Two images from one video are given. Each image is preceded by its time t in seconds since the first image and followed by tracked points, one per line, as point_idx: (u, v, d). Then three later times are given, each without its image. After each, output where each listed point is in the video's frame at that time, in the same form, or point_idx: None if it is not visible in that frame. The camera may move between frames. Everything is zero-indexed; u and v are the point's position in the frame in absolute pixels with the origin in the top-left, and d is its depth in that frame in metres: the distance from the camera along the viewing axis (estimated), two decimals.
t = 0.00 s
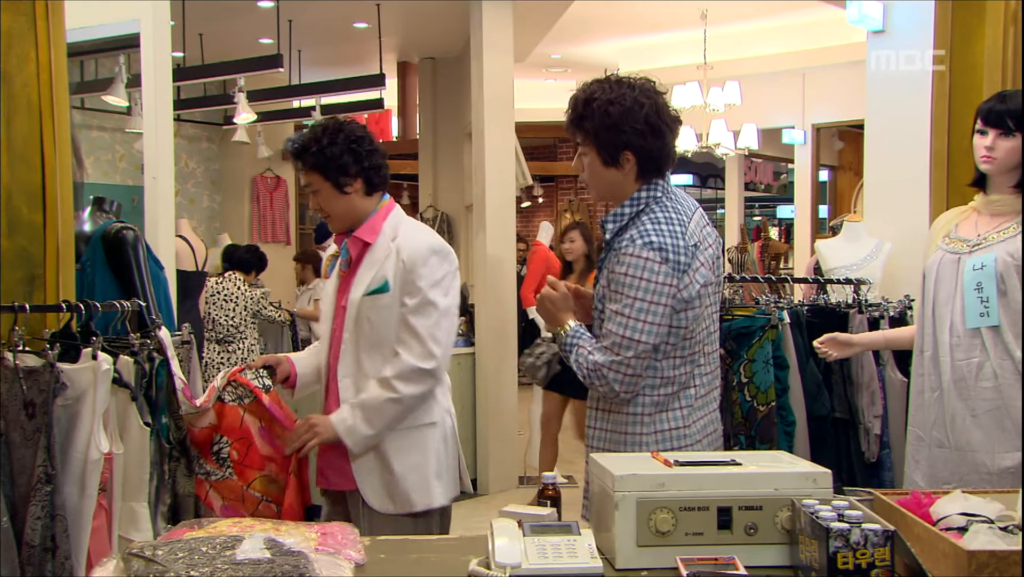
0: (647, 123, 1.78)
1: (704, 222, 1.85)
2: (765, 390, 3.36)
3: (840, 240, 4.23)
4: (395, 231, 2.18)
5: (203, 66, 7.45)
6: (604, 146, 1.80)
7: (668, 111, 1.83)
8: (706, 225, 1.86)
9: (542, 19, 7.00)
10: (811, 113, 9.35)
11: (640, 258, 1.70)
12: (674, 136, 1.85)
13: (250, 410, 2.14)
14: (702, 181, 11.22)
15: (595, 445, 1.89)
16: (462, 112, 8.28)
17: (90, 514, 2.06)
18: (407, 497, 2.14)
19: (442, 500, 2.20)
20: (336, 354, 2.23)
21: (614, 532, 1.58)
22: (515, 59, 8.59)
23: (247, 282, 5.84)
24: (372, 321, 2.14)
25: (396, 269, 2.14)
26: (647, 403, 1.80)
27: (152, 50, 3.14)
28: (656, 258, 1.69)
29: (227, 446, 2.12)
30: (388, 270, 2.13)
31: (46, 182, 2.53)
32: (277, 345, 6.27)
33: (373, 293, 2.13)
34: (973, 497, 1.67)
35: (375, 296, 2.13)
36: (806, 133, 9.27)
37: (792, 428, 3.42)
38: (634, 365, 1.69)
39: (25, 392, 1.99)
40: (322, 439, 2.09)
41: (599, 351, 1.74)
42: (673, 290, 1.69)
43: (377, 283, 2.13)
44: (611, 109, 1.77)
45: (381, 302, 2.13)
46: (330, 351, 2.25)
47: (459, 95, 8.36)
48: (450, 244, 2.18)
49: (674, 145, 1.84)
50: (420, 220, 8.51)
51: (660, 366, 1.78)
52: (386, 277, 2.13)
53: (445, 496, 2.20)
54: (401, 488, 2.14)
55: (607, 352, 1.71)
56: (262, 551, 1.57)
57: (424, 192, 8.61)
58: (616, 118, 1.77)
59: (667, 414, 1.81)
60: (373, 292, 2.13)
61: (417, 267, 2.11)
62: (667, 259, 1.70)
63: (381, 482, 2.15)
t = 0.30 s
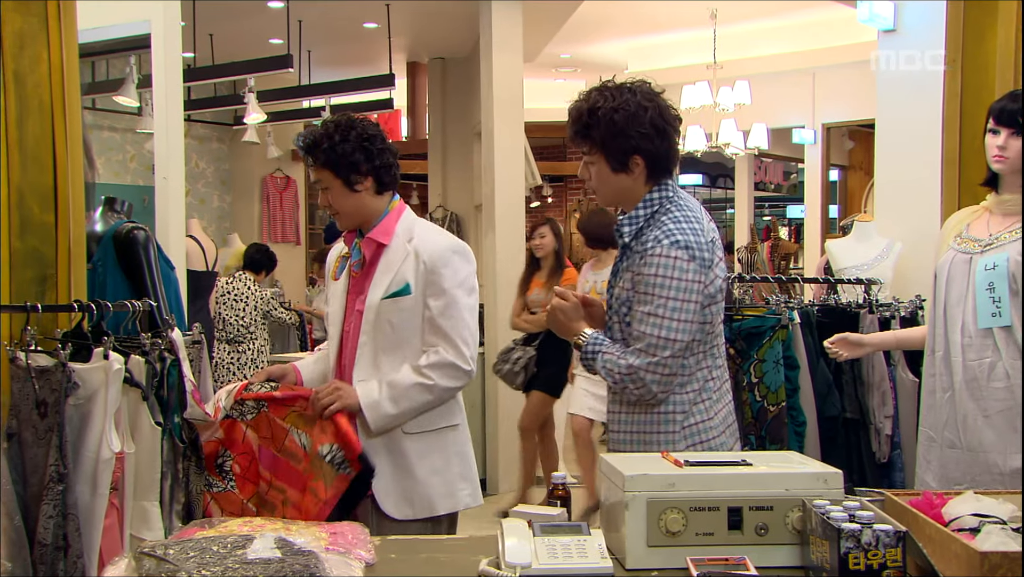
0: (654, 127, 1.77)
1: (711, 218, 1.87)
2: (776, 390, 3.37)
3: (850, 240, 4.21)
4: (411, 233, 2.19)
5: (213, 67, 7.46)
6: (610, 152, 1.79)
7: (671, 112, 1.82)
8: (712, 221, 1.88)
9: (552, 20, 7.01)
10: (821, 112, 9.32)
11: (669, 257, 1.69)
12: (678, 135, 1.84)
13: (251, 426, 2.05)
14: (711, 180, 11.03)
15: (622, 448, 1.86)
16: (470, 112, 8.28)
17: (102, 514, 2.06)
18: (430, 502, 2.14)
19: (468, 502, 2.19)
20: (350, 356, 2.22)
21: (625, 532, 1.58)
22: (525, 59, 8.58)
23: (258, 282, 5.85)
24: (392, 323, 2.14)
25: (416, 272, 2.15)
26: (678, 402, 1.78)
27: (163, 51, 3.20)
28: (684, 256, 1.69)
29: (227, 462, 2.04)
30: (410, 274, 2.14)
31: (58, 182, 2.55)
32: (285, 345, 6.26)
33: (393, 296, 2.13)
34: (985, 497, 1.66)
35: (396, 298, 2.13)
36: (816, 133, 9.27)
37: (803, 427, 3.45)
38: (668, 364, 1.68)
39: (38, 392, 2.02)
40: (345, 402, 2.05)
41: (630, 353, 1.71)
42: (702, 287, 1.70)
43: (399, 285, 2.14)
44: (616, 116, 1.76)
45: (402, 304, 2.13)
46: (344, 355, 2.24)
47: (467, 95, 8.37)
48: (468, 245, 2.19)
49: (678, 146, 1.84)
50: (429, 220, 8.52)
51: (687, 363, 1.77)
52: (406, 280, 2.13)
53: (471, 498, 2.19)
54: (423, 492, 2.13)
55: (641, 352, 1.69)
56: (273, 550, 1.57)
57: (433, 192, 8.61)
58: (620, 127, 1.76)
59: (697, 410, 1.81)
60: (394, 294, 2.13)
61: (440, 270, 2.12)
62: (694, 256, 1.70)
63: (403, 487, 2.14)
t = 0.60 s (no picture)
0: (656, 126, 1.77)
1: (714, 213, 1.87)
2: (782, 390, 3.40)
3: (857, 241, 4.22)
4: (410, 228, 2.21)
5: (220, 67, 7.46)
6: (612, 151, 1.78)
7: (670, 112, 1.81)
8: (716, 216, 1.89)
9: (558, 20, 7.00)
10: (828, 112, 9.31)
11: (679, 249, 1.68)
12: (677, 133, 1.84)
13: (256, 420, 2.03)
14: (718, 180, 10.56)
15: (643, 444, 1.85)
16: (476, 112, 8.29)
17: (109, 513, 2.06)
18: (428, 494, 2.13)
19: (465, 494, 2.18)
20: (351, 350, 2.21)
21: (631, 532, 1.57)
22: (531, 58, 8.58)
23: (264, 282, 5.85)
24: (394, 315, 2.15)
25: (419, 265, 2.17)
26: (695, 396, 1.78)
27: (170, 52, 3.22)
28: (693, 246, 1.69)
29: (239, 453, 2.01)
30: (411, 267, 2.16)
31: (66, 183, 2.55)
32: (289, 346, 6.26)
33: (395, 288, 2.15)
34: (993, 497, 1.65)
35: (399, 290, 2.14)
36: (822, 133, 9.35)
37: (810, 428, 3.45)
38: (683, 355, 1.67)
39: (46, 392, 2.03)
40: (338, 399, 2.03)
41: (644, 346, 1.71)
42: (714, 276, 1.69)
43: (401, 277, 2.15)
44: (618, 115, 1.75)
45: (405, 295, 2.14)
46: (344, 351, 2.23)
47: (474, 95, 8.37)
48: (466, 237, 2.23)
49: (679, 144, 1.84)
50: (435, 220, 8.51)
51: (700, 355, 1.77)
52: (409, 272, 2.15)
53: (468, 490, 2.18)
54: (421, 484, 2.13)
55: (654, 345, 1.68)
56: (280, 550, 1.57)
57: (439, 192, 8.61)
58: (623, 124, 1.75)
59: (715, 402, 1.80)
60: (397, 286, 2.14)
61: (443, 262, 2.15)
62: (703, 247, 1.70)
63: (401, 478, 2.14)
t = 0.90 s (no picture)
0: (621, 130, 1.71)
1: (692, 215, 1.76)
2: (788, 390, 3.38)
3: (860, 240, 4.33)
4: (401, 231, 2.23)
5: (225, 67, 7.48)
6: (576, 152, 1.73)
7: (639, 115, 1.74)
8: (696, 217, 1.77)
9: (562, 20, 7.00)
10: (833, 112, 9.30)
11: (617, 256, 1.62)
12: (648, 137, 1.77)
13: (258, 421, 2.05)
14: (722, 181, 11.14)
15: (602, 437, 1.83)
16: (481, 112, 8.29)
17: (113, 513, 2.07)
18: (425, 490, 2.13)
19: (460, 490, 2.18)
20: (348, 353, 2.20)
21: (636, 532, 1.57)
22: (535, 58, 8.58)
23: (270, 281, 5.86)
24: (390, 315, 2.16)
25: (412, 266, 2.19)
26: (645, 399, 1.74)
27: (176, 52, 3.20)
28: (637, 252, 1.61)
29: (246, 457, 2.04)
30: (405, 268, 2.18)
31: (72, 183, 2.56)
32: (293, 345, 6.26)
33: (390, 289, 2.16)
34: (999, 497, 1.65)
35: (394, 289, 2.16)
36: (827, 133, 9.42)
37: (814, 428, 3.45)
38: (609, 360, 1.63)
39: (52, 392, 2.04)
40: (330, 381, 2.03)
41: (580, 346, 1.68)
42: (654, 287, 1.61)
43: (394, 278, 2.17)
44: (581, 118, 1.70)
45: (400, 295, 2.16)
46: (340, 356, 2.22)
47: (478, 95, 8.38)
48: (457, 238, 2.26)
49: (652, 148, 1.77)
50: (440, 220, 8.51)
51: (651, 359, 1.72)
52: (403, 273, 2.16)
53: (463, 486, 2.19)
54: (419, 481, 2.12)
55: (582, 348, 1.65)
56: (285, 550, 1.57)
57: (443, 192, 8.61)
58: (585, 126, 1.70)
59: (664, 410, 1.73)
60: (392, 286, 2.16)
61: (436, 261, 2.18)
62: (648, 257, 1.62)
63: (398, 476, 2.12)
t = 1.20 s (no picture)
0: (574, 135, 1.74)
1: (660, 221, 1.79)
2: (796, 391, 3.38)
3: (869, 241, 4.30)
4: (403, 231, 2.24)
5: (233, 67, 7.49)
6: (534, 162, 1.78)
7: (592, 115, 1.76)
8: (664, 223, 1.80)
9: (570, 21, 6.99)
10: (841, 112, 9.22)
11: (565, 262, 1.69)
12: (605, 138, 1.79)
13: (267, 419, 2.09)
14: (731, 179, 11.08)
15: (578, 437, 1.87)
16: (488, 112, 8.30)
17: (124, 511, 2.08)
18: (437, 488, 2.16)
19: (471, 486, 2.19)
20: (358, 354, 2.20)
21: (645, 533, 1.57)
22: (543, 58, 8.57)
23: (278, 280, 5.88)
24: (398, 316, 2.16)
25: (417, 267, 2.21)
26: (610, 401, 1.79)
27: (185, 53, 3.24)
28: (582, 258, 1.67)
29: (253, 458, 2.08)
30: (411, 268, 2.20)
31: (81, 183, 2.57)
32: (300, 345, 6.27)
33: (397, 289, 2.17)
34: (1009, 498, 1.64)
35: (401, 289, 2.16)
36: (835, 133, 9.26)
37: (824, 428, 3.43)
38: (552, 358, 1.71)
39: (62, 391, 2.03)
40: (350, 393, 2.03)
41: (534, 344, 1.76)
42: (601, 292, 1.69)
43: (401, 279, 2.18)
44: (529, 128, 1.75)
45: (407, 294, 2.16)
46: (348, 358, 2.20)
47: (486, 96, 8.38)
48: (459, 238, 2.28)
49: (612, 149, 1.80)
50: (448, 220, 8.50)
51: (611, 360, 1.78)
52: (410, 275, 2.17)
53: (474, 482, 2.19)
54: (431, 479, 2.15)
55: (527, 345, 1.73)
56: (294, 550, 1.57)
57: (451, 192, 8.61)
58: (535, 136, 1.75)
59: (633, 408, 1.77)
60: (399, 287, 2.16)
61: (441, 262, 2.21)
62: (599, 265, 1.68)
63: (410, 474, 2.15)
